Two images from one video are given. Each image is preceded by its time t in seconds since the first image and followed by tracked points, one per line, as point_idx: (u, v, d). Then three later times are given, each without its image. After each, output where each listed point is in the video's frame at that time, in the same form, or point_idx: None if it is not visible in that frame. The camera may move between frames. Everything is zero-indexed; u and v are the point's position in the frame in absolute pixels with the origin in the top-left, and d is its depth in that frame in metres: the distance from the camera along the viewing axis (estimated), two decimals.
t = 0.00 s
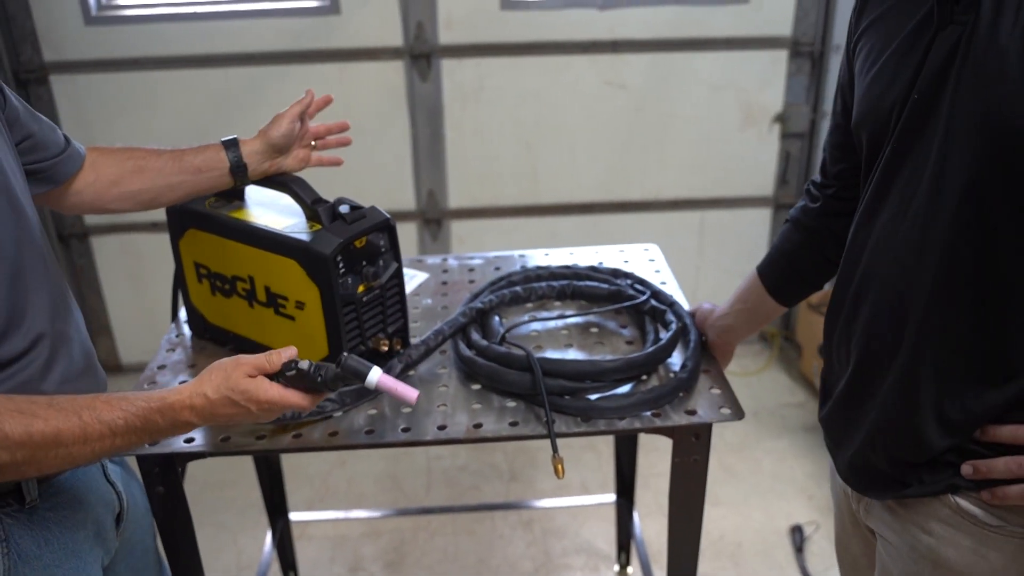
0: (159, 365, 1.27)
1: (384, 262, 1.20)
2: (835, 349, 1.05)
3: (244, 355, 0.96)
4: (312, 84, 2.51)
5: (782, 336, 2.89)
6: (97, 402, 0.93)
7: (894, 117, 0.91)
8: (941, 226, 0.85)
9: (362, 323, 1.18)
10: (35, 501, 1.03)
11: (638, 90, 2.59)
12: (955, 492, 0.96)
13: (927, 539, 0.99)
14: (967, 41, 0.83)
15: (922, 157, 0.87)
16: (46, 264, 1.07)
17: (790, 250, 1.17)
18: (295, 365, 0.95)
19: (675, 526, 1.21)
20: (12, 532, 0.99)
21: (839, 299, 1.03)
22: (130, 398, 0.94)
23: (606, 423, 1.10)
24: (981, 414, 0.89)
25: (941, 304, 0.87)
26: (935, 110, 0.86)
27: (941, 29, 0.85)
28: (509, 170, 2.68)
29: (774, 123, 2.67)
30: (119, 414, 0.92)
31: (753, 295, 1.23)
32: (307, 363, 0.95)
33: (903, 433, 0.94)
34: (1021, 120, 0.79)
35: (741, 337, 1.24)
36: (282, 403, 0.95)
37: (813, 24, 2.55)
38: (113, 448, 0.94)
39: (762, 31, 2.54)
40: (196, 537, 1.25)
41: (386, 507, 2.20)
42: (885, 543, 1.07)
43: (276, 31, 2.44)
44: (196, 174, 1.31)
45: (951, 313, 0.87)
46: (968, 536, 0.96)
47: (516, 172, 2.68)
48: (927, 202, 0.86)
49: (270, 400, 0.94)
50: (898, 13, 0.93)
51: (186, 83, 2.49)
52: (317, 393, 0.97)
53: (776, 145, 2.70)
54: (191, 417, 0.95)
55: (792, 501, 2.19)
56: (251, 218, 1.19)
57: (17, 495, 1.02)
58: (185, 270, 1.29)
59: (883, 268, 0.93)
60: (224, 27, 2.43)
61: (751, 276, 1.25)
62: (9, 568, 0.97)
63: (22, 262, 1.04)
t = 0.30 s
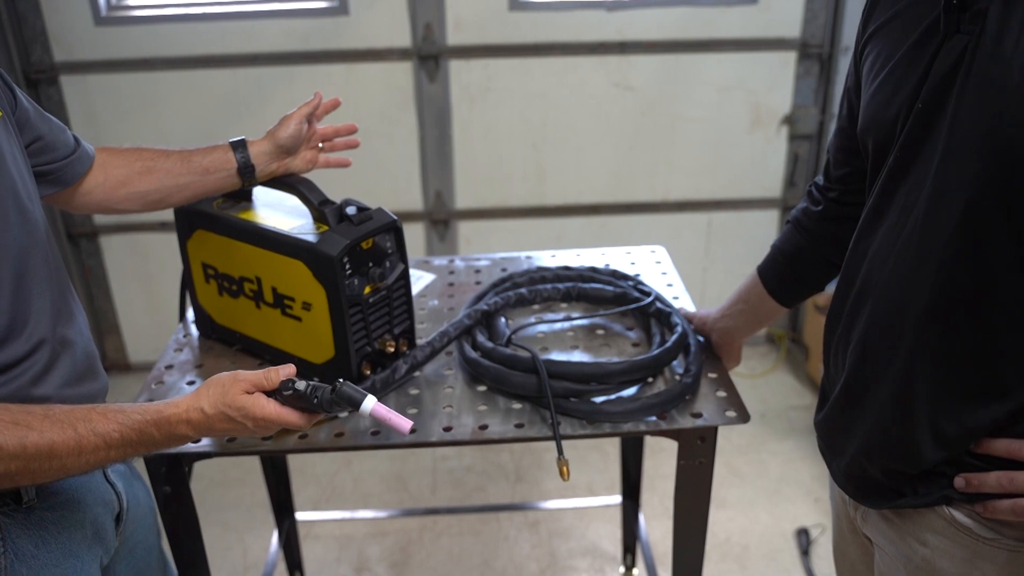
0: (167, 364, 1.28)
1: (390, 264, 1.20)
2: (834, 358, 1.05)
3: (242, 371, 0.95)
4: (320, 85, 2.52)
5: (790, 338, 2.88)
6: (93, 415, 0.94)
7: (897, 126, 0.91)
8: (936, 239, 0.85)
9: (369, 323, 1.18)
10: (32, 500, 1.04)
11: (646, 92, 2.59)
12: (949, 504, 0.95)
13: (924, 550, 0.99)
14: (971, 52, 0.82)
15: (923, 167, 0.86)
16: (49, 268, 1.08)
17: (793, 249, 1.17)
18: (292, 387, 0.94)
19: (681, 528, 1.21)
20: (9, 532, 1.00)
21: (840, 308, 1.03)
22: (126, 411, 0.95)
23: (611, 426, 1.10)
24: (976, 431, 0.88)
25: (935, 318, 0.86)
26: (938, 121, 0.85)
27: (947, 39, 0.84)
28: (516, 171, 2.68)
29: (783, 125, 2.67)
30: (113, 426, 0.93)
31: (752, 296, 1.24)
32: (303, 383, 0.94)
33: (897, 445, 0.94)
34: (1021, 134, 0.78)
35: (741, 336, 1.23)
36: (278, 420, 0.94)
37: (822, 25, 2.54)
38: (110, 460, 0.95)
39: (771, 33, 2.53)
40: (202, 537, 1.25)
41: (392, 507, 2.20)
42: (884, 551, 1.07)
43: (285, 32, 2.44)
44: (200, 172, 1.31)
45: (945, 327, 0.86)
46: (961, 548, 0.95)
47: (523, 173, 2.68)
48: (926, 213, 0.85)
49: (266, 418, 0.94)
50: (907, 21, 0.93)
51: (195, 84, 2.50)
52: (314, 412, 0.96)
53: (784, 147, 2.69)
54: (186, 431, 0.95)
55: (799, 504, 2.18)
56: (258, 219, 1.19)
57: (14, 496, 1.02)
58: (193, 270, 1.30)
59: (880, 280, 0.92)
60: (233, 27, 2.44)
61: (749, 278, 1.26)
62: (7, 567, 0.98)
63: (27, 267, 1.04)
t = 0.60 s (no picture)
0: (177, 362, 1.29)
1: (398, 264, 1.22)
2: (835, 367, 1.06)
3: (252, 362, 0.97)
4: (331, 85, 2.53)
5: (798, 340, 2.88)
6: (106, 409, 0.95)
7: (893, 136, 0.91)
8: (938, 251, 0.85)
9: (376, 323, 1.20)
10: (47, 490, 1.06)
11: (655, 94, 2.59)
12: (960, 525, 0.95)
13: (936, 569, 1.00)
14: (966, 63, 0.82)
15: (923, 181, 0.87)
16: (62, 265, 1.10)
17: (784, 252, 1.17)
18: (302, 372, 0.95)
19: (685, 529, 1.22)
20: (24, 521, 1.02)
21: (841, 321, 1.04)
22: (139, 404, 0.97)
23: (615, 426, 1.11)
24: (984, 443, 0.88)
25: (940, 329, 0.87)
26: (935, 134, 0.86)
27: (940, 51, 0.85)
28: (526, 172, 2.69)
29: (792, 127, 2.66)
30: (126, 419, 0.95)
31: (748, 303, 1.23)
32: (312, 369, 0.96)
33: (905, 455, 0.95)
34: (1020, 144, 0.79)
35: (745, 343, 1.23)
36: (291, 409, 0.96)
37: (832, 28, 2.54)
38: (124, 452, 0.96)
39: (780, 35, 2.54)
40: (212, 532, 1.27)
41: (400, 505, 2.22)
42: (891, 568, 1.07)
43: (297, 33, 2.46)
44: (212, 173, 1.33)
45: (949, 338, 0.87)
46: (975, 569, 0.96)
47: (532, 175, 2.69)
48: (927, 226, 0.86)
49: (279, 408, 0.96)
50: (899, 30, 0.93)
51: (208, 84, 2.52)
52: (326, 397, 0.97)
53: (793, 150, 2.69)
54: (199, 422, 0.97)
55: (805, 507, 2.18)
56: (268, 219, 1.21)
57: (30, 485, 1.04)
58: (204, 270, 1.32)
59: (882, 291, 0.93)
60: (245, 28, 2.46)
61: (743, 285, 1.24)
62: (21, 557, 1.00)
63: (41, 264, 1.06)
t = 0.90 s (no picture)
0: (199, 360, 1.33)
1: (415, 267, 1.24)
2: (843, 398, 1.05)
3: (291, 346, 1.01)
4: (351, 88, 2.57)
5: (813, 344, 2.88)
6: (151, 396, 0.99)
7: (901, 164, 0.91)
8: (946, 280, 0.85)
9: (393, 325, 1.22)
10: (80, 478, 1.11)
11: (673, 98, 2.60)
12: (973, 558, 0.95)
13: None
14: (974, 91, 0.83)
15: (933, 209, 0.87)
16: (93, 262, 1.13)
17: (790, 263, 1.17)
18: (338, 353, 0.99)
19: (693, 530, 1.23)
20: (60, 507, 1.08)
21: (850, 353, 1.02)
22: (181, 390, 1.00)
23: (627, 428, 1.13)
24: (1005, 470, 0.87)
25: (948, 357, 0.87)
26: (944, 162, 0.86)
27: (947, 79, 0.86)
28: (544, 175, 2.71)
29: (809, 132, 2.66)
30: (168, 403, 0.98)
31: (760, 313, 1.23)
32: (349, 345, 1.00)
33: (913, 481, 0.95)
34: None
35: (757, 350, 1.24)
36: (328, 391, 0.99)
37: (850, 33, 2.54)
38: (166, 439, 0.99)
39: (797, 40, 2.54)
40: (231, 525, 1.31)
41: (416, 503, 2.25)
42: None
43: (318, 36, 2.50)
44: (234, 180, 1.37)
45: (955, 367, 0.87)
46: None
47: (550, 178, 2.71)
48: (940, 253, 0.85)
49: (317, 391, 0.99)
50: (907, 56, 0.94)
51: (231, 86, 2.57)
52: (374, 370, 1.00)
53: (810, 155, 2.69)
54: (238, 407, 0.99)
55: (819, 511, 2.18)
56: (288, 222, 1.24)
57: (66, 473, 1.09)
58: (226, 270, 1.35)
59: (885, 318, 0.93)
60: (267, 31, 2.50)
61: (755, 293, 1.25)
62: (57, 541, 1.07)
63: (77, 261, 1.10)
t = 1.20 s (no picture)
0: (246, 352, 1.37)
1: (458, 266, 1.27)
2: (886, 417, 1.02)
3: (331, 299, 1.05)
4: (397, 89, 2.61)
5: (854, 353, 2.84)
6: (201, 361, 1.02)
7: (950, 184, 0.90)
8: (982, 300, 0.83)
9: (435, 322, 1.26)
10: (138, 458, 1.18)
11: (717, 103, 2.60)
12: None
13: None
14: None
15: (981, 231, 0.84)
16: (152, 254, 1.19)
17: (833, 273, 1.17)
18: (382, 288, 1.05)
19: (726, 535, 1.24)
20: (119, 487, 1.16)
21: (894, 373, 1.00)
22: (230, 354, 1.03)
23: (663, 431, 1.14)
24: None
25: (982, 378, 0.85)
26: (992, 184, 0.84)
27: (1000, 100, 0.84)
28: (586, 178, 2.72)
29: (854, 139, 2.63)
30: (219, 367, 1.01)
31: (802, 321, 1.23)
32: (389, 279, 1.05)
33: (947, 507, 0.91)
34: None
35: (797, 358, 1.24)
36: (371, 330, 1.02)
37: (898, 39, 2.50)
38: (226, 404, 1.03)
39: (844, 46, 2.52)
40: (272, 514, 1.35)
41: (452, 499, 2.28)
42: None
43: (366, 37, 2.55)
44: (281, 182, 1.41)
45: (993, 386, 0.84)
46: None
47: (592, 180, 2.73)
48: (986, 275, 0.83)
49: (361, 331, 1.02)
50: (959, 75, 0.92)
51: (280, 85, 2.63)
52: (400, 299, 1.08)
53: (854, 162, 2.66)
54: (286, 360, 1.02)
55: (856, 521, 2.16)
56: (335, 220, 1.27)
57: (124, 453, 1.17)
58: (273, 266, 1.40)
59: (922, 337, 0.92)
60: (316, 31, 2.55)
61: (798, 301, 1.25)
62: (116, 519, 1.15)
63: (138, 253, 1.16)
